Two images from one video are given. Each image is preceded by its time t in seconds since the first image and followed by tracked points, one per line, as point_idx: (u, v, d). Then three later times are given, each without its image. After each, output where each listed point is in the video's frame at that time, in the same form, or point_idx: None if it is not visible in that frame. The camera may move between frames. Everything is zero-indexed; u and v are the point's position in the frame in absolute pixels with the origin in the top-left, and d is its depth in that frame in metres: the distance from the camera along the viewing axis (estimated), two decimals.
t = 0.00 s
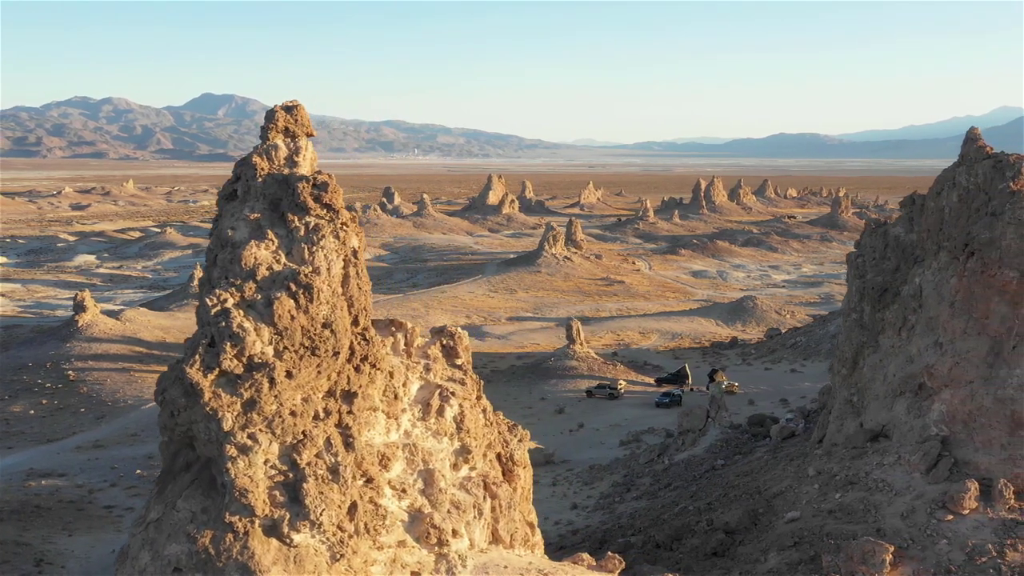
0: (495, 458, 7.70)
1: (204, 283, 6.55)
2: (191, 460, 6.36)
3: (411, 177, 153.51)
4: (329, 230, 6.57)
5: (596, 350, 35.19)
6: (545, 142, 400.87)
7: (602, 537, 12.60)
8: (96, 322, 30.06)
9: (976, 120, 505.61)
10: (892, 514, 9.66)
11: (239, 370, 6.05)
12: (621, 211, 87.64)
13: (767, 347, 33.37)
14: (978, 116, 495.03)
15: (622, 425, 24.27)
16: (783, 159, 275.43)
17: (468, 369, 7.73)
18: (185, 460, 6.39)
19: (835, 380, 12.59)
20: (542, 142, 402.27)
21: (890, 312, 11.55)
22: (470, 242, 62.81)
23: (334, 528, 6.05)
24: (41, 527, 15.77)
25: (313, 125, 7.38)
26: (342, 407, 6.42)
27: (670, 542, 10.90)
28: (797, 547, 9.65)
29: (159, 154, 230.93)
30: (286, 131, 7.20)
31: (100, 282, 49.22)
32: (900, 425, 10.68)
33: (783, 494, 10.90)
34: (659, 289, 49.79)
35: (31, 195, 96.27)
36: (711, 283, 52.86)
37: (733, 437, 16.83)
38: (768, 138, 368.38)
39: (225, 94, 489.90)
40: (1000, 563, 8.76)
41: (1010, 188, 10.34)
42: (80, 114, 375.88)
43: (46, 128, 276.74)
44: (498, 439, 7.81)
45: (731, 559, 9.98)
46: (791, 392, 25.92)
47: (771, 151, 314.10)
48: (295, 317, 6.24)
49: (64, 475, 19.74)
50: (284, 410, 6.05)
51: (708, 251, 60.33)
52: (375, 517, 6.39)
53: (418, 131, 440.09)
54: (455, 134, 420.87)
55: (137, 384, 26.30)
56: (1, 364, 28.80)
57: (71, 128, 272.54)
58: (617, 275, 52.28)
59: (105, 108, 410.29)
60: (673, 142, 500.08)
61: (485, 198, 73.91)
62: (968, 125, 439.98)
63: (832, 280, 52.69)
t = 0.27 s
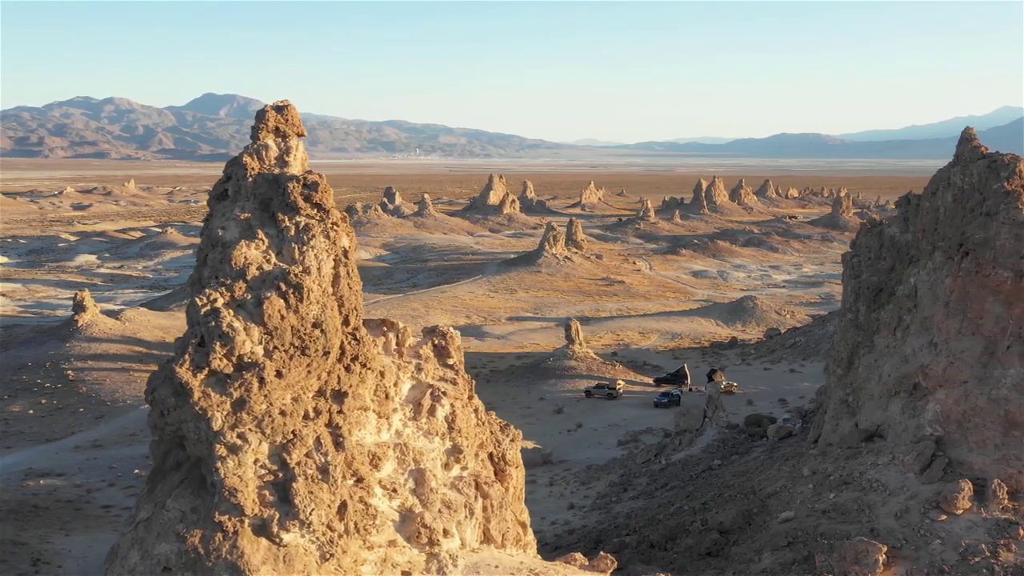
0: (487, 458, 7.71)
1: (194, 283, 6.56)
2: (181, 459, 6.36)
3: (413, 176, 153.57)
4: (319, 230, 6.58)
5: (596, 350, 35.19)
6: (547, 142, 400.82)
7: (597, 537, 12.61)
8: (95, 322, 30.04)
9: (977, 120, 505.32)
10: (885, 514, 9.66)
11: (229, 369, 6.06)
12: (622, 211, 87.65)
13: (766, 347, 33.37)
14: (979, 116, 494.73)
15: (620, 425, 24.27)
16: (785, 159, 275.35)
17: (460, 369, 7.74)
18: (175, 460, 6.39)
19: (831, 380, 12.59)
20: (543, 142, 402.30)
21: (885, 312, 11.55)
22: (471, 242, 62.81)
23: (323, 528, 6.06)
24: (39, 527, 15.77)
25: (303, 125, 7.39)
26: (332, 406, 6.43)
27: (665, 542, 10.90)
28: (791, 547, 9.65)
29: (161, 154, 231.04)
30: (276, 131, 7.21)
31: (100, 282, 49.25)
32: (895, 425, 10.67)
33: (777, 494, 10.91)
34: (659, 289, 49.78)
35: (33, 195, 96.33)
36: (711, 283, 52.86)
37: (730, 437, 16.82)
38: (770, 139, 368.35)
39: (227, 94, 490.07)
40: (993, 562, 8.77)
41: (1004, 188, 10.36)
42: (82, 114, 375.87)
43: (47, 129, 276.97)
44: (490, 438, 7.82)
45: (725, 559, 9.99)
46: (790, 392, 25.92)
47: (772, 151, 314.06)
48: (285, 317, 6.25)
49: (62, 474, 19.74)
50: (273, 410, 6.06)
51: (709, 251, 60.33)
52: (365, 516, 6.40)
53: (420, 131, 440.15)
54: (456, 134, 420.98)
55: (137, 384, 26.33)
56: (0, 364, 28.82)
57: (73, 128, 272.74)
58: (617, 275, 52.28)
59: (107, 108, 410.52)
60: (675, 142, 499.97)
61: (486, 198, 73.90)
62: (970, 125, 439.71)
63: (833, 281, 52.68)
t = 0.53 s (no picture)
0: (477, 458, 7.71)
1: (184, 283, 6.57)
2: (169, 459, 6.37)
3: (415, 177, 153.63)
4: (307, 229, 6.60)
5: (595, 350, 35.20)
6: (548, 142, 400.79)
7: (592, 537, 12.62)
8: (95, 322, 29.96)
9: (980, 120, 504.90)
10: (878, 514, 9.66)
11: (217, 369, 6.06)
12: (624, 211, 87.65)
13: (766, 347, 33.36)
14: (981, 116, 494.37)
15: (618, 425, 24.27)
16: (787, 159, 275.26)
17: (451, 368, 7.74)
18: (163, 459, 6.40)
19: (825, 380, 12.58)
20: (545, 142, 402.36)
21: (880, 312, 11.55)
22: (472, 242, 62.83)
23: (311, 527, 6.06)
24: (36, 526, 15.79)
25: (293, 125, 7.39)
26: (321, 406, 6.43)
27: (658, 542, 10.91)
28: (783, 547, 9.66)
29: (163, 154, 231.18)
30: (265, 131, 7.23)
31: (101, 281, 49.28)
32: (889, 425, 10.67)
33: (771, 494, 10.90)
34: (659, 289, 49.78)
35: (35, 195, 96.41)
36: (712, 283, 52.86)
37: (726, 437, 16.83)
38: (772, 139, 368.23)
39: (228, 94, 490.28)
40: (984, 562, 8.78)
41: (998, 188, 10.37)
42: (85, 114, 376.31)
43: (50, 129, 277.24)
44: (481, 438, 7.82)
45: (718, 558, 10.00)
46: (788, 392, 25.94)
47: (774, 152, 313.99)
48: (273, 317, 6.26)
49: (60, 474, 19.76)
50: (261, 409, 6.07)
51: (710, 251, 60.32)
52: (354, 516, 6.40)
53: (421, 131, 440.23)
54: (458, 134, 421.09)
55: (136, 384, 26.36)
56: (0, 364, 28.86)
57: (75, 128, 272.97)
58: (618, 275, 52.29)
59: (110, 108, 410.93)
60: (677, 142, 499.89)
61: (488, 198, 73.91)
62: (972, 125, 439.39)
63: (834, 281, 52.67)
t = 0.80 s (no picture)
0: (469, 458, 7.72)
1: (174, 283, 6.58)
2: (159, 458, 6.38)
3: (417, 177, 153.68)
4: (297, 229, 6.61)
5: (594, 350, 35.20)
6: (550, 142, 400.74)
7: (588, 536, 12.63)
8: (94, 322, 29.81)
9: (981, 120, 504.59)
10: (872, 514, 9.67)
11: (206, 368, 6.06)
12: (625, 211, 87.65)
13: (765, 347, 33.35)
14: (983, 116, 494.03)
15: (616, 425, 24.27)
16: (788, 159, 275.13)
17: (442, 369, 7.74)
18: (153, 458, 6.40)
19: (821, 380, 12.58)
20: (547, 142, 402.36)
21: (874, 312, 11.55)
22: (473, 242, 62.82)
23: (301, 527, 6.07)
24: (33, 526, 15.79)
25: (283, 125, 7.40)
26: (311, 405, 6.44)
27: (652, 542, 10.93)
28: (777, 546, 9.66)
29: (164, 154, 231.23)
30: (256, 130, 7.23)
31: (102, 281, 49.31)
32: (883, 425, 10.66)
33: (765, 494, 10.91)
34: (659, 289, 49.76)
35: (36, 195, 96.43)
36: (712, 283, 52.85)
37: (723, 437, 16.83)
38: (774, 139, 368.16)
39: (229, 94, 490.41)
40: (978, 562, 8.80)
41: (992, 188, 10.37)
42: (87, 114, 376.38)
43: (51, 129, 277.40)
44: (473, 437, 7.83)
45: (712, 558, 10.02)
46: (786, 392, 25.94)
47: (776, 152, 314.01)
48: (263, 316, 6.26)
49: (58, 474, 19.78)
50: (251, 409, 6.08)
51: (711, 251, 60.30)
52: (344, 515, 6.41)
53: (423, 131, 440.22)
54: (460, 134, 421.12)
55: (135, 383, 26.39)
56: None
57: (77, 128, 273.09)
58: (618, 275, 52.29)
59: (111, 108, 411.00)
60: (678, 142, 499.90)
61: (488, 198, 73.90)
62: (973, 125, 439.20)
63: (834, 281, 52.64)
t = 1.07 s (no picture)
0: (460, 457, 7.72)
1: (163, 283, 6.59)
2: (147, 458, 6.39)
3: (419, 177, 153.78)
4: (286, 228, 6.62)
5: (594, 350, 35.19)
6: (551, 142, 400.67)
7: (582, 536, 12.64)
8: (94, 322, 29.72)
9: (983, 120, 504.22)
10: (864, 514, 9.67)
11: (194, 368, 6.06)
12: (626, 211, 87.62)
13: (764, 347, 33.34)
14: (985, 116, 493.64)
15: (614, 425, 24.26)
16: (790, 159, 275.00)
17: (432, 368, 7.75)
18: (141, 458, 6.41)
19: (815, 380, 12.57)
20: (549, 142, 402.39)
21: (869, 312, 11.55)
22: (473, 242, 62.81)
23: (288, 526, 6.08)
24: (30, 526, 15.80)
25: (272, 124, 7.41)
26: (299, 405, 6.45)
27: (646, 542, 10.94)
28: (770, 546, 9.67)
29: (166, 154, 231.36)
30: (245, 131, 7.24)
31: (102, 281, 49.33)
32: (877, 425, 10.66)
33: (758, 494, 10.91)
34: (660, 289, 49.75)
35: (38, 194, 96.53)
36: (713, 283, 52.83)
37: (720, 437, 16.82)
38: (775, 139, 368.08)
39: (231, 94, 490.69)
40: (969, 562, 8.80)
41: (986, 188, 10.38)
42: (89, 114, 376.58)
43: (53, 129, 277.64)
44: (463, 437, 7.84)
45: (705, 558, 10.03)
46: (785, 392, 25.92)
47: (778, 152, 313.91)
48: (251, 316, 6.26)
49: (56, 473, 19.78)
50: (239, 408, 6.09)
51: (711, 251, 60.27)
52: (332, 515, 6.42)
53: (424, 131, 440.27)
54: (461, 135, 421.14)
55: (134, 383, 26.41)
56: None
57: (79, 128, 273.28)
58: (618, 275, 52.27)
59: (113, 108, 411.25)
60: (680, 142, 499.87)
61: (489, 198, 73.90)
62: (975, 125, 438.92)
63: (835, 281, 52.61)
